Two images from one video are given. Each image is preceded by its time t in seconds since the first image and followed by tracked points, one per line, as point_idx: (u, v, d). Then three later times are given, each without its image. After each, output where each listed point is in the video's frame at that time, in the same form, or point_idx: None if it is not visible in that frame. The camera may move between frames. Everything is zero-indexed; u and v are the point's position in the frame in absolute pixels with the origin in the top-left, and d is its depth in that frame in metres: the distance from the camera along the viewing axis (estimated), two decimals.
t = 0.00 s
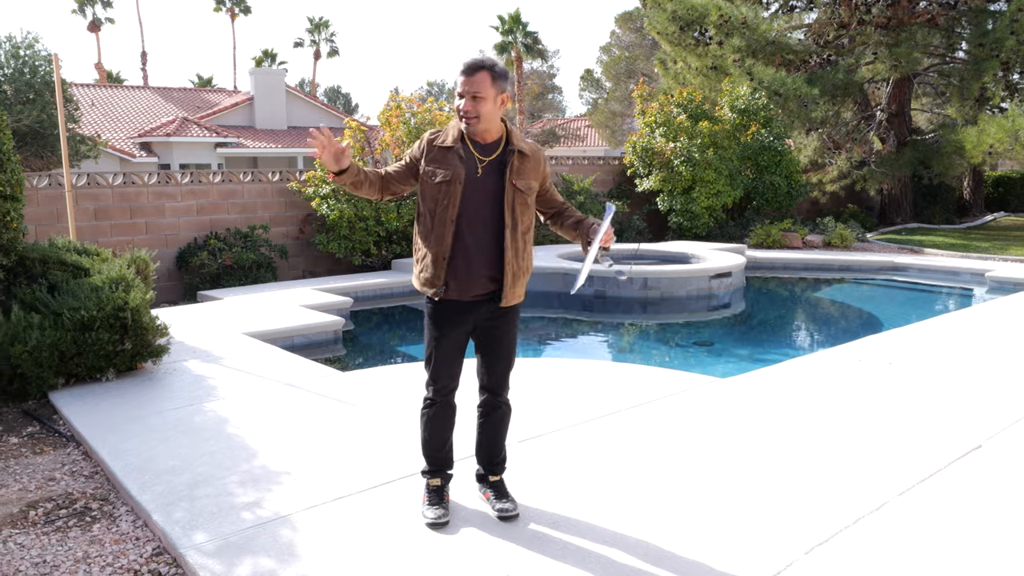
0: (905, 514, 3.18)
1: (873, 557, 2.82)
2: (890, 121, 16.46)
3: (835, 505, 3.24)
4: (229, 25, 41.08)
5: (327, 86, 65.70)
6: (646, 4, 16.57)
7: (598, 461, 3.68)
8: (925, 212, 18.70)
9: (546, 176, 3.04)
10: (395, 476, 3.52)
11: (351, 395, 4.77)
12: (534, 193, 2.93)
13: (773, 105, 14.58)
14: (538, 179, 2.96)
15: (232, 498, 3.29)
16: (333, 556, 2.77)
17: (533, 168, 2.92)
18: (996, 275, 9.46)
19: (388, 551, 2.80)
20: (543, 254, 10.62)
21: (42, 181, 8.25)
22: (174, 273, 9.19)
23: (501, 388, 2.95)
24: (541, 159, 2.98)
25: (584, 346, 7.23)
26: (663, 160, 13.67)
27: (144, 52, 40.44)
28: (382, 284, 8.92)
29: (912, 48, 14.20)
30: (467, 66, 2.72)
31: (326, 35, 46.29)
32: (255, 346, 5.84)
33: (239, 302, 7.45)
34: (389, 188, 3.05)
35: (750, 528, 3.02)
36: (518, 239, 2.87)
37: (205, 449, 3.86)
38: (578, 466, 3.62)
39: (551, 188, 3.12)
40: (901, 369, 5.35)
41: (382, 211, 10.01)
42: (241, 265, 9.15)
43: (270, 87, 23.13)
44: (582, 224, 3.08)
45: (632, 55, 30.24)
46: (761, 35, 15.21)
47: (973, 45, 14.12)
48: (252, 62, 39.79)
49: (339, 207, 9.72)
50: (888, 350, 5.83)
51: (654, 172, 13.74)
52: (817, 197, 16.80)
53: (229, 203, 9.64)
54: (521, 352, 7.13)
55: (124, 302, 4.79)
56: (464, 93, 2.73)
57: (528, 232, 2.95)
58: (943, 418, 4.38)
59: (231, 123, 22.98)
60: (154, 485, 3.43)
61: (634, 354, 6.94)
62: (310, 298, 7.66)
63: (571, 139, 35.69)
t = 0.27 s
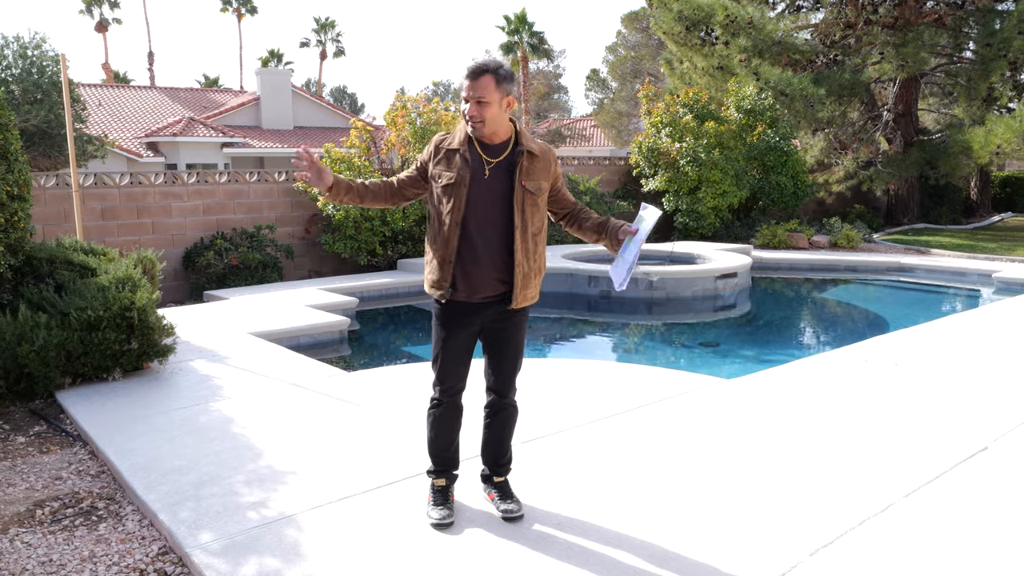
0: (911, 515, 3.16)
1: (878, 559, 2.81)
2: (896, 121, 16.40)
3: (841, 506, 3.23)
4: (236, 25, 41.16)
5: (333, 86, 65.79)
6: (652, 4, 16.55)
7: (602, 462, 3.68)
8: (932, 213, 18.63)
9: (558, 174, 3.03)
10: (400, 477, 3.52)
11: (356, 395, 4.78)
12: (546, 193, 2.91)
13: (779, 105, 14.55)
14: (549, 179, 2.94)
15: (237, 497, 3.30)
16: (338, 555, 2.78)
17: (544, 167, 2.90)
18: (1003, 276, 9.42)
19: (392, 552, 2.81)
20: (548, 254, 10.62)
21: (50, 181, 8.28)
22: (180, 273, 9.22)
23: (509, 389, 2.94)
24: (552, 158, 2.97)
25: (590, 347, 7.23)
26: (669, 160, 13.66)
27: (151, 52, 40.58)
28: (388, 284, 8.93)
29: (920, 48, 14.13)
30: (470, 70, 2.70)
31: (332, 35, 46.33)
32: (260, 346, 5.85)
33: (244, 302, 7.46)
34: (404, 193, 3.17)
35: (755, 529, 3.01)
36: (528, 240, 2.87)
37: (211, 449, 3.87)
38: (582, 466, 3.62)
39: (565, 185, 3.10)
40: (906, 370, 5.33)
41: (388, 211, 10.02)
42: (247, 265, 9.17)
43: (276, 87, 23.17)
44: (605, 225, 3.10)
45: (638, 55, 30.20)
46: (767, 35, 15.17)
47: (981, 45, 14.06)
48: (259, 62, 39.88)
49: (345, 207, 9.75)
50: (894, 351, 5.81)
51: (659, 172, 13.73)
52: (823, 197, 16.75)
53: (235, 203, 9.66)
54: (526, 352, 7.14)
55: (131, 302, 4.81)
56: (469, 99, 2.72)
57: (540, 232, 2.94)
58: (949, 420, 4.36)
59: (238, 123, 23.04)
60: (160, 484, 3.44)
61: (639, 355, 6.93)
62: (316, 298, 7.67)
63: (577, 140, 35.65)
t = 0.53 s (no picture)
0: (914, 517, 3.15)
1: (882, 561, 2.80)
2: (903, 121, 16.35)
3: (844, 508, 3.22)
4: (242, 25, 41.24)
5: (339, 86, 65.85)
6: (657, 4, 16.53)
7: (605, 463, 3.67)
8: (938, 213, 18.57)
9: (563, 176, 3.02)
10: (403, 478, 3.52)
11: (360, 395, 4.79)
12: (549, 196, 2.91)
13: (785, 105, 14.51)
14: (554, 181, 2.94)
15: (241, 498, 3.30)
16: (341, 555, 2.79)
17: (548, 169, 2.90)
18: (1010, 277, 9.38)
19: (395, 552, 2.81)
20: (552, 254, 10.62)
21: (56, 181, 8.32)
22: (186, 273, 9.25)
23: (512, 391, 2.93)
24: (557, 159, 2.96)
25: (594, 347, 7.24)
26: (674, 160, 13.65)
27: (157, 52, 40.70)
28: (393, 284, 8.94)
29: (926, 47, 14.08)
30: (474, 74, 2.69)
31: (338, 36, 46.36)
32: (265, 346, 5.87)
33: (249, 302, 7.46)
34: (410, 198, 3.12)
35: (758, 531, 3.01)
36: (532, 242, 2.86)
37: (214, 449, 3.88)
38: (584, 467, 3.62)
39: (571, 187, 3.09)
40: (911, 371, 5.31)
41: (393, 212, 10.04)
42: (252, 265, 9.19)
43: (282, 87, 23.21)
44: (608, 233, 3.07)
45: (644, 55, 30.16)
46: (773, 35, 15.13)
47: (987, 44, 14.01)
48: (264, 62, 39.97)
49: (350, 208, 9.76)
50: (899, 352, 5.79)
51: (664, 172, 13.71)
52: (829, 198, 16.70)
53: (241, 204, 9.68)
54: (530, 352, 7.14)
55: (135, 302, 4.83)
56: (474, 103, 2.71)
57: (543, 234, 2.93)
58: (954, 422, 4.34)
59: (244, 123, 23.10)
60: (164, 484, 3.45)
61: (644, 355, 6.93)
62: (321, 298, 7.69)
63: (583, 139, 35.61)
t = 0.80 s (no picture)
0: (916, 520, 3.14)
1: (882, 565, 2.80)
2: (907, 122, 16.30)
3: (845, 511, 3.22)
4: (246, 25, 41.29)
5: (342, 86, 65.90)
6: (661, 4, 16.50)
7: (606, 466, 3.67)
8: (942, 214, 18.51)
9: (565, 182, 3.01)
10: (405, 479, 3.52)
11: (362, 397, 4.79)
12: (551, 201, 2.90)
13: (788, 105, 14.48)
14: (556, 186, 2.93)
15: (242, 500, 3.30)
16: (342, 557, 2.79)
17: (551, 175, 2.90)
18: (1014, 278, 9.35)
19: (396, 555, 2.82)
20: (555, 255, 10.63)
21: (60, 182, 8.34)
22: (189, 274, 9.27)
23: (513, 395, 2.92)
24: (560, 165, 2.95)
25: (597, 347, 7.24)
26: (677, 161, 13.64)
27: (161, 53, 40.76)
28: (396, 285, 8.94)
29: (930, 48, 14.03)
30: (479, 78, 2.68)
31: (341, 36, 46.35)
32: (268, 347, 5.88)
33: (253, 303, 7.46)
34: (412, 198, 3.12)
35: (758, 534, 3.00)
36: (533, 247, 2.85)
37: (217, 451, 3.88)
38: (586, 469, 3.62)
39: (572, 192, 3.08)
40: (914, 373, 5.30)
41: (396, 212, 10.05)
42: (255, 265, 9.21)
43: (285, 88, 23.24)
44: (607, 240, 3.04)
45: (648, 55, 30.12)
46: (776, 35, 15.08)
47: (991, 45, 13.97)
48: (268, 62, 40.00)
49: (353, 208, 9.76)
50: (902, 354, 5.78)
51: (667, 173, 13.69)
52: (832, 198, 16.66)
53: (244, 204, 9.70)
54: (533, 354, 7.14)
55: (139, 304, 4.84)
56: (478, 107, 2.70)
57: (545, 239, 2.92)
58: (956, 424, 4.33)
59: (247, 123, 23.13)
60: (166, 486, 3.46)
61: (646, 356, 6.93)
62: (324, 299, 7.70)
63: (586, 139, 35.56)
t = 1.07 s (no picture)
0: (917, 521, 3.15)
1: (884, 566, 2.80)
2: (909, 122, 16.28)
3: (847, 513, 3.22)
4: (248, 25, 41.31)
5: (344, 86, 65.90)
6: (663, 4, 16.50)
7: (608, 467, 3.67)
8: (944, 214, 18.49)
9: (563, 185, 3.01)
10: (407, 480, 3.53)
11: (364, 398, 4.80)
12: (548, 204, 2.90)
13: (790, 106, 14.47)
14: (553, 188, 2.93)
15: (245, 500, 3.31)
16: (343, 558, 2.80)
17: (548, 178, 2.90)
18: (1016, 279, 9.34)
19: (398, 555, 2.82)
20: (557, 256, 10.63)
21: (63, 182, 8.35)
22: (191, 274, 9.28)
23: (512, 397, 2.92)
24: (558, 167, 2.95)
25: (599, 348, 7.25)
26: (679, 161, 13.63)
27: (164, 53, 40.80)
28: (397, 285, 8.95)
29: (932, 48, 14.01)
30: (476, 78, 2.70)
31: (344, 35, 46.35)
32: (270, 348, 5.89)
33: (255, 304, 7.46)
34: (411, 201, 3.13)
35: (761, 536, 3.00)
36: (530, 250, 2.85)
37: (219, 452, 3.89)
38: (587, 471, 3.63)
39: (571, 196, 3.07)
40: (916, 375, 5.30)
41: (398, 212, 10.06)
42: (257, 266, 9.22)
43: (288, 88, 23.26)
44: (596, 250, 3.02)
45: (650, 55, 30.12)
46: (778, 36, 15.06)
47: (994, 45, 13.95)
48: (270, 62, 40.01)
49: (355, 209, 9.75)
50: (904, 355, 5.78)
51: (669, 173, 13.69)
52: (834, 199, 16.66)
53: (246, 204, 9.71)
54: (534, 354, 7.15)
55: (141, 304, 4.85)
56: (474, 106, 2.71)
57: (542, 242, 2.91)
58: (958, 426, 4.33)
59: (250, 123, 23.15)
60: (169, 487, 3.46)
61: (648, 356, 6.93)
62: (326, 300, 7.71)
63: (589, 140, 35.54)
